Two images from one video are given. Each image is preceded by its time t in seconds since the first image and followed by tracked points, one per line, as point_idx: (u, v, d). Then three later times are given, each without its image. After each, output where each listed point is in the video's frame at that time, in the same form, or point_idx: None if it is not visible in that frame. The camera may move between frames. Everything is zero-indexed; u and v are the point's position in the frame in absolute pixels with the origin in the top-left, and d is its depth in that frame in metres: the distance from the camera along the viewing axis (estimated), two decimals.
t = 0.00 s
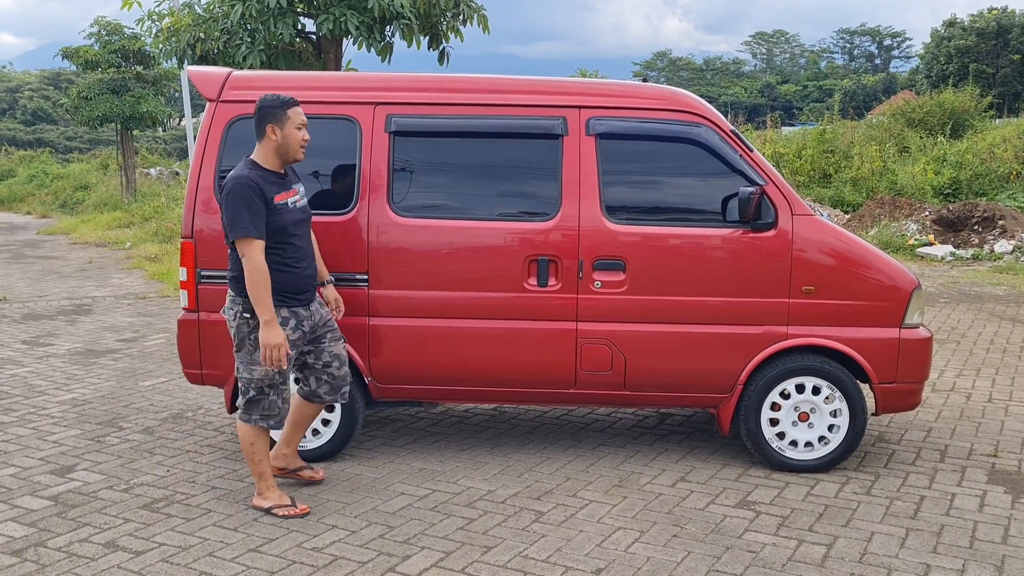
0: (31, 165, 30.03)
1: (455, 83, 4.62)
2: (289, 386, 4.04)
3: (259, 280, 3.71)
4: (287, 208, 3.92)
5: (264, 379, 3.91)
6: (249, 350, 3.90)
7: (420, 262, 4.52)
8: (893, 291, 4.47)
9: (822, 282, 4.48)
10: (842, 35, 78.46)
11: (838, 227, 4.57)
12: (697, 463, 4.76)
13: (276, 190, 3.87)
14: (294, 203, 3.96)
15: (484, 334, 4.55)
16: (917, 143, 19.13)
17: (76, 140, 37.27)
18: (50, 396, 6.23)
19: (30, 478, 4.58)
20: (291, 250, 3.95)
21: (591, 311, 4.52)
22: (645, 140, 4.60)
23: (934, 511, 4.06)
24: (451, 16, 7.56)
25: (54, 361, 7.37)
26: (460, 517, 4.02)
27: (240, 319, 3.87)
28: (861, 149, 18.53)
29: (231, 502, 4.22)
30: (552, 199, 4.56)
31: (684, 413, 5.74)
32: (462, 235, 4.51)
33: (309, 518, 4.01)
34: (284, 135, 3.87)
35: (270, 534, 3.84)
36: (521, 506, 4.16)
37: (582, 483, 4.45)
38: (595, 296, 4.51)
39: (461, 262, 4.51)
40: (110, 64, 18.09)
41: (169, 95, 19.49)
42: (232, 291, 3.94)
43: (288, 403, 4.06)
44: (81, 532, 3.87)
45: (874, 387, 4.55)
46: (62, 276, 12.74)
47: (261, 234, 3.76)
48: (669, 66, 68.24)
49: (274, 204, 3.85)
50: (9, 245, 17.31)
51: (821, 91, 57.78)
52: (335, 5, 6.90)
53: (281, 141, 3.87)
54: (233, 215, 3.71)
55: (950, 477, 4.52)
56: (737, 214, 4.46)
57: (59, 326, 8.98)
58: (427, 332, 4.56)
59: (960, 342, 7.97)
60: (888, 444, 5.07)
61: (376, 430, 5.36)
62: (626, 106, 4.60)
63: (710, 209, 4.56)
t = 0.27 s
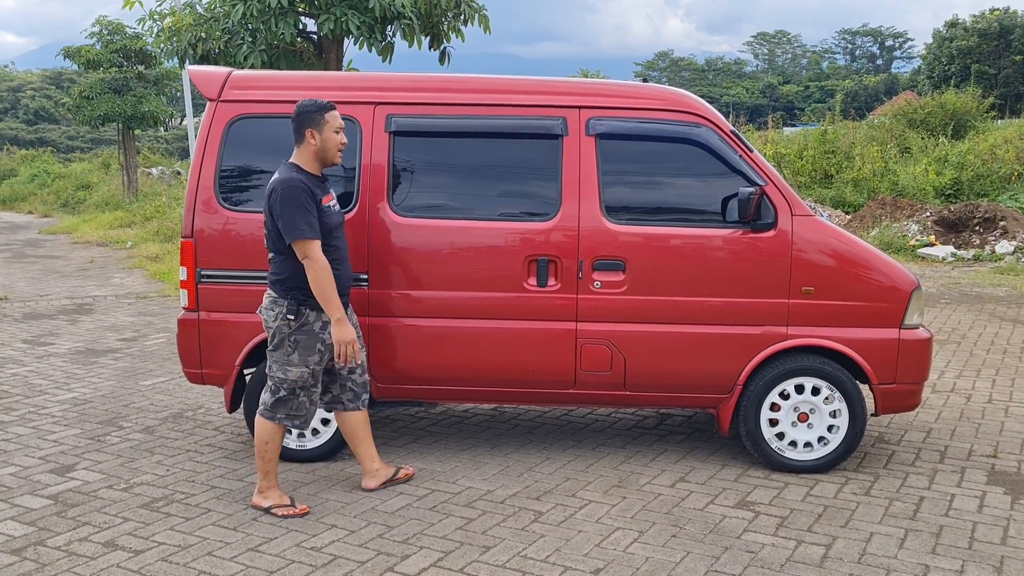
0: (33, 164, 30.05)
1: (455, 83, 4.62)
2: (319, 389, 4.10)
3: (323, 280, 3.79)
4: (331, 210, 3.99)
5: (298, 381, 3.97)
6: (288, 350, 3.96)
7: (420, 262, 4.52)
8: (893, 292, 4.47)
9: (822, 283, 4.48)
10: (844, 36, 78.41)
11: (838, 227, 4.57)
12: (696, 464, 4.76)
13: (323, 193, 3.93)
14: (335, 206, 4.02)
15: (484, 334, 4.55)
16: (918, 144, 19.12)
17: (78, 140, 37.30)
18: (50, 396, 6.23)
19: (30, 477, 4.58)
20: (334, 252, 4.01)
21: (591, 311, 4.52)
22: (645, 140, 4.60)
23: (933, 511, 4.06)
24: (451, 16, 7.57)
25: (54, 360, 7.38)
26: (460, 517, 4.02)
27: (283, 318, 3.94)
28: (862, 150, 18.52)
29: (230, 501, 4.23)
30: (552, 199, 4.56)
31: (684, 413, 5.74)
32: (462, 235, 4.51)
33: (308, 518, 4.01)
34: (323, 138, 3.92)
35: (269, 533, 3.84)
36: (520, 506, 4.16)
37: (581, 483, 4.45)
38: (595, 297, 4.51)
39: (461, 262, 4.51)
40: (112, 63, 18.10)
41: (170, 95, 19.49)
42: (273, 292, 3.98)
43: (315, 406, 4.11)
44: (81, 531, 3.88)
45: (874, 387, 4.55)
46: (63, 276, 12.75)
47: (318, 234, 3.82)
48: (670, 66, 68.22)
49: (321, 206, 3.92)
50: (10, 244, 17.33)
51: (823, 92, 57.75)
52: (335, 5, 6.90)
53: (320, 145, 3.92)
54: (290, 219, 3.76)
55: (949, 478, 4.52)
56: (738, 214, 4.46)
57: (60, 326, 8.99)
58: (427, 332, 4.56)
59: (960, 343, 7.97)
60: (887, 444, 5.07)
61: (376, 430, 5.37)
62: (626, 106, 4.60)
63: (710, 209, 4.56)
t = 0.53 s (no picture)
0: (31, 165, 30.03)
1: (451, 83, 4.62)
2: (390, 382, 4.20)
3: (385, 267, 3.93)
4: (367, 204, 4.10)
5: (376, 375, 4.06)
6: (359, 348, 4.04)
7: (416, 262, 4.52)
8: (889, 291, 4.48)
9: (819, 282, 4.48)
10: (842, 35, 78.43)
11: (835, 227, 4.58)
12: (693, 463, 4.76)
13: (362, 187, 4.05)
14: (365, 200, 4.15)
15: (481, 334, 4.55)
16: (916, 143, 19.13)
17: (76, 141, 37.34)
18: (48, 396, 6.23)
19: (27, 478, 4.59)
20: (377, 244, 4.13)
21: (588, 311, 4.52)
22: (641, 140, 4.60)
23: (929, 510, 4.06)
24: (449, 16, 7.57)
25: (52, 361, 7.37)
26: (456, 517, 4.03)
27: (347, 318, 4.01)
28: (861, 149, 18.54)
29: (227, 501, 4.23)
30: (549, 199, 4.56)
31: (681, 413, 5.74)
32: (459, 235, 4.51)
33: (305, 518, 4.01)
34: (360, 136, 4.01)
35: (266, 533, 3.84)
36: (517, 505, 4.17)
37: (578, 483, 4.45)
38: (592, 296, 4.51)
39: (458, 262, 4.51)
40: (110, 64, 18.10)
41: (168, 95, 19.48)
42: (327, 292, 4.03)
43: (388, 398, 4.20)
44: (78, 532, 3.88)
45: (871, 386, 4.55)
46: (61, 276, 12.74)
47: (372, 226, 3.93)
48: (668, 66, 68.25)
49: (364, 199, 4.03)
50: (9, 245, 17.32)
51: (821, 91, 57.77)
52: (333, 5, 6.91)
53: (357, 142, 4.01)
54: (345, 213, 3.84)
55: (946, 477, 4.53)
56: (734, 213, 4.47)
57: (58, 327, 8.99)
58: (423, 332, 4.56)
59: (957, 342, 7.98)
60: (884, 443, 5.07)
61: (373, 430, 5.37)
62: (623, 106, 4.61)
63: (706, 209, 4.57)
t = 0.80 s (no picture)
0: (28, 166, 30.00)
1: (446, 84, 4.63)
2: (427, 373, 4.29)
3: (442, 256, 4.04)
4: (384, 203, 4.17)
5: (429, 363, 4.14)
6: (413, 341, 4.09)
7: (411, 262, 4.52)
8: (884, 291, 4.49)
9: (813, 282, 4.49)
10: (839, 35, 78.52)
11: (830, 227, 4.59)
12: (688, 463, 4.77)
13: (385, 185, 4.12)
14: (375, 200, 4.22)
15: (477, 335, 4.55)
16: (913, 143, 19.15)
17: (73, 142, 37.32)
18: (43, 398, 6.22)
19: (23, 479, 4.58)
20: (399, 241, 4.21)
21: (583, 311, 4.52)
22: (636, 140, 4.61)
23: (924, 510, 4.07)
24: (446, 16, 7.57)
25: (48, 362, 7.37)
26: (452, 517, 4.03)
27: (401, 313, 4.05)
28: (857, 149, 18.56)
29: (223, 502, 4.23)
30: (544, 199, 4.57)
31: (677, 413, 5.74)
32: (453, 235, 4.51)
33: (300, 518, 4.02)
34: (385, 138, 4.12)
35: (262, 534, 3.84)
36: (513, 505, 4.17)
37: (573, 483, 4.45)
38: (587, 297, 4.52)
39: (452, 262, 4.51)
40: (106, 65, 18.08)
41: (165, 96, 19.46)
42: (375, 290, 4.02)
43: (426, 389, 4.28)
44: (73, 534, 3.87)
45: (865, 386, 4.56)
46: (57, 278, 12.72)
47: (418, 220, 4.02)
48: (666, 66, 68.29)
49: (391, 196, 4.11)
50: (6, 246, 17.31)
51: (818, 92, 57.82)
52: (329, 6, 6.90)
53: (383, 142, 4.13)
54: (398, 207, 3.90)
55: (941, 476, 4.54)
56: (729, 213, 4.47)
57: (54, 328, 8.99)
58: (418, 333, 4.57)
59: (953, 342, 7.99)
60: (880, 443, 5.08)
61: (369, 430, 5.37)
62: (617, 106, 4.61)
63: (701, 209, 4.57)
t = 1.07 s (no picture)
0: (25, 166, 29.97)
1: (442, 84, 4.63)
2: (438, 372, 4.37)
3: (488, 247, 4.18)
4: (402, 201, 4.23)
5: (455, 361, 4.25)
6: (444, 339, 4.17)
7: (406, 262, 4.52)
8: (878, 290, 4.50)
9: (808, 282, 4.50)
10: (837, 35, 78.55)
11: (825, 227, 4.60)
12: (683, 462, 4.78)
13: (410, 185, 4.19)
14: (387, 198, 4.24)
15: (472, 334, 4.56)
16: (910, 143, 19.17)
17: (71, 142, 37.31)
18: (39, 398, 6.22)
19: (18, 479, 4.58)
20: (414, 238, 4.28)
21: (577, 311, 4.53)
22: (631, 140, 4.62)
23: (918, 508, 4.08)
24: (443, 16, 7.57)
25: (44, 363, 7.37)
26: (447, 517, 4.04)
27: (438, 311, 4.13)
28: (854, 149, 18.58)
29: (218, 502, 4.23)
30: (539, 199, 4.57)
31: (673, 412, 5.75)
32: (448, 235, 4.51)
33: (295, 518, 4.02)
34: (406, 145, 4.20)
35: (257, 533, 3.85)
36: (508, 505, 4.18)
37: (568, 483, 4.46)
38: (582, 296, 4.52)
39: (447, 262, 4.51)
40: (104, 65, 18.06)
41: (163, 96, 19.44)
42: (417, 289, 4.06)
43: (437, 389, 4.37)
44: (68, 533, 3.88)
45: (859, 386, 4.57)
46: (54, 278, 12.71)
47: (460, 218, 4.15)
48: (664, 66, 68.31)
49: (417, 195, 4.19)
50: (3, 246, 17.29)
51: (816, 91, 57.85)
52: (326, 6, 6.90)
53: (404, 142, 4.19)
54: (450, 205, 4.03)
55: (935, 475, 4.55)
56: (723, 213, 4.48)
57: (50, 328, 8.98)
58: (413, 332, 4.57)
59: (949, 341, 8.00)
60: (874, 442, 5.09)
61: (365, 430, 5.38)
62: (612, 106, 4.62)
63: (696, 209, 4.58)
